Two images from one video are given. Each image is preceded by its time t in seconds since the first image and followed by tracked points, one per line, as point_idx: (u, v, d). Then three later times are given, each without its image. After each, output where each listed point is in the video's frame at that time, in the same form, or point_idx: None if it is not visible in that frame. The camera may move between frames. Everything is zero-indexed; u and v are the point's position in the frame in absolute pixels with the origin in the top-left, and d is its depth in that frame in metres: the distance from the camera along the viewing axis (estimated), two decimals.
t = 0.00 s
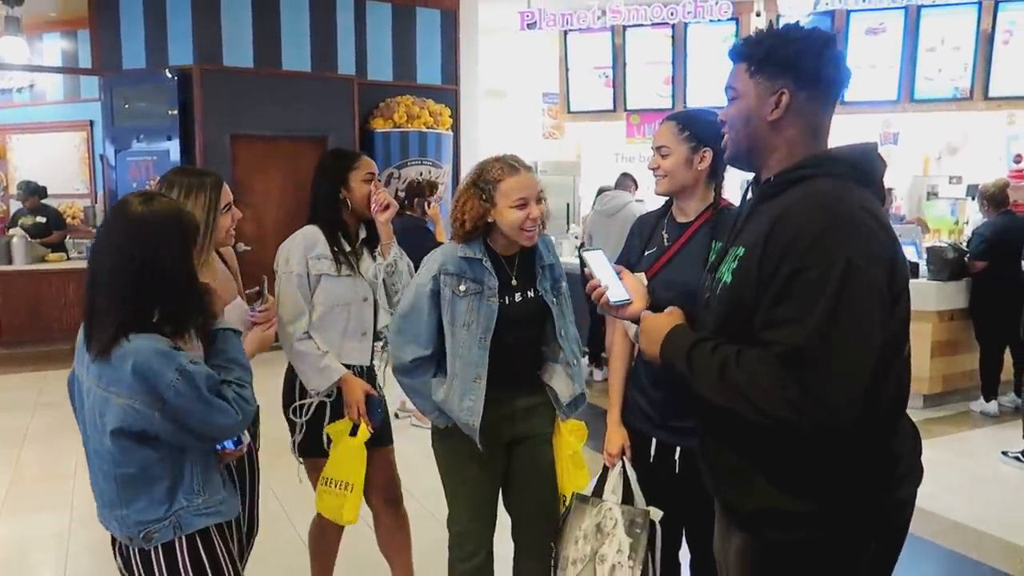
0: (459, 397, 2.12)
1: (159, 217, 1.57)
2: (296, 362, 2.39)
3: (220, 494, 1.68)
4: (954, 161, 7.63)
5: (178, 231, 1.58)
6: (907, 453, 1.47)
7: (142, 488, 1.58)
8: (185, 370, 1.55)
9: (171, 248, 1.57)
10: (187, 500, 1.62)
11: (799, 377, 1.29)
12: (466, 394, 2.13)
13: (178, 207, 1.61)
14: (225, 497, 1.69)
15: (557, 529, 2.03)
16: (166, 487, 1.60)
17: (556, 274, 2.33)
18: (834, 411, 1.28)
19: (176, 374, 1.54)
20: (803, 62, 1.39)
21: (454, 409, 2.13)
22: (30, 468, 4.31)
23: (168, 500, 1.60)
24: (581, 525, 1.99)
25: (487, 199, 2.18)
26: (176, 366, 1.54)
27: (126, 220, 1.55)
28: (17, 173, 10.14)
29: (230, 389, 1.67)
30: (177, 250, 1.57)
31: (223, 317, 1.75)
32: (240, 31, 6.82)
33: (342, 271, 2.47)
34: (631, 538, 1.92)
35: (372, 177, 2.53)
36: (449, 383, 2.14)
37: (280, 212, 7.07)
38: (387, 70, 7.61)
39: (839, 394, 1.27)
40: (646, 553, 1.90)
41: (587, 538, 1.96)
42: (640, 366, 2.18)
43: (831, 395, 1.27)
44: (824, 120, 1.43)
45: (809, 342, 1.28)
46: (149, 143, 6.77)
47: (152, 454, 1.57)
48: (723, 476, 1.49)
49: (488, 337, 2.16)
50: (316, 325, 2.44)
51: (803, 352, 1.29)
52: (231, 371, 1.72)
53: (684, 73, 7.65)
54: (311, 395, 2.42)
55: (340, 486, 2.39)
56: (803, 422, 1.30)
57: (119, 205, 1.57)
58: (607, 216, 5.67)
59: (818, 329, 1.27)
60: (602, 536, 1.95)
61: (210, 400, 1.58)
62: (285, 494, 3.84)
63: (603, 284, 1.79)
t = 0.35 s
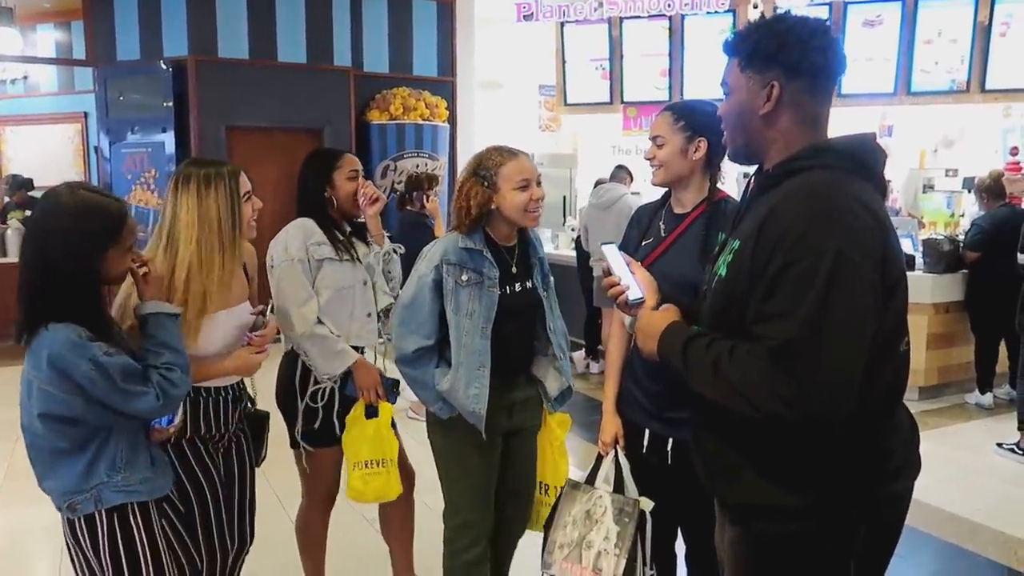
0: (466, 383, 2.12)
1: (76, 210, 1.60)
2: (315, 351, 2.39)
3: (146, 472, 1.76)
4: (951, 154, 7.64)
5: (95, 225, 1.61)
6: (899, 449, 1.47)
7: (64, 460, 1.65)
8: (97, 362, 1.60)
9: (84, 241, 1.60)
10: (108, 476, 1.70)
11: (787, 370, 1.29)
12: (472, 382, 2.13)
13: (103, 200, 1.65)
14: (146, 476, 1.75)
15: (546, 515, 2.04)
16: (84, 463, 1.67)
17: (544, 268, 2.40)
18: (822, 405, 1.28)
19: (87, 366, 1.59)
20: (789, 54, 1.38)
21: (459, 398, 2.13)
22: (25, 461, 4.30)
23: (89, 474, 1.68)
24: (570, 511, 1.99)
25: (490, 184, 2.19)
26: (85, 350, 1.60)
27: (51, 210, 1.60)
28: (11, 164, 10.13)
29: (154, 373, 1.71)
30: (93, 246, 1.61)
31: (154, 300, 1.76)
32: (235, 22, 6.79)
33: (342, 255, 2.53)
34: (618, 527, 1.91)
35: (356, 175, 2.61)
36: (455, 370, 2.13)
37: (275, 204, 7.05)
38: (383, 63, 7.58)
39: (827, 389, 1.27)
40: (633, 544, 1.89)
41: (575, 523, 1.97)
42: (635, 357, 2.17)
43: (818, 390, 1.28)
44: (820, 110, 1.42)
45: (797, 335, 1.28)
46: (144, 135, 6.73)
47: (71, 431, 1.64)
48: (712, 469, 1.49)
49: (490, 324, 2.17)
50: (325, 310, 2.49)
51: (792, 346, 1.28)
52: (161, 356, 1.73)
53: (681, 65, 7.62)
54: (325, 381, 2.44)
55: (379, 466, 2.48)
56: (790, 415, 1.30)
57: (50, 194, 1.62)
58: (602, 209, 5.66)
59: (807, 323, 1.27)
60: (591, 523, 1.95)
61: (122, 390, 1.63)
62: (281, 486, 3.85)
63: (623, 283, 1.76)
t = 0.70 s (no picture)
0: (481, 369, 2.13)
1: (43, 188, 1.62)
2: (368, 341, 2.49)
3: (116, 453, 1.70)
4: (947, 147, 7.64)
5: (57, 202, 1.62)
6: (908, 454, 1.45)
7: (35, 438, 1.66)
8: (62, 335, 1.59)
9: (43, 219, 1.61)
10: (68, 455, 1.65)
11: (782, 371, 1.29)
12: (487, 368, 2.15)
13: (70, 182, 1.66)
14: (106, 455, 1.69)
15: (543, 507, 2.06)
16: (48, 440, 1.66)
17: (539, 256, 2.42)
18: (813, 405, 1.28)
19: (51, 338, 1.59)
20: (803, 45, 1.38)
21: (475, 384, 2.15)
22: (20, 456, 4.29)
23: (54, 452, 1.66)
24: (565, 506, 2.01)
25: (489, 172, 2.20)
26: (52, 323, 1.59)
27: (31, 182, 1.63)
28: (7, 157, 10.18)
29: (125, 352, 1.67)
30: (50, 226, 1.61)
31: (137, 285, 1.73)
32: (231, 15, 6.76)
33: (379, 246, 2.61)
34: (612, 521, 1.93)
35: (355, 164, 2.67)
36: (470, 355, 2.14)
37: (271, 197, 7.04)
38: (380, 56, 7.58)
39: (821, 389, 1.28)
40: (627, 539, 1.90)
41: (570, 517, 1.99)
42: (632, 350, 2.17)
43: (813, 389, 1.28)
44: (834, 104, 1.42)
45: (792, 334, 1.28)
46: (139, 129, 6.70)
47: (39, 405, 1.64)
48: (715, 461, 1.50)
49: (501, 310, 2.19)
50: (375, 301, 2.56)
51: (788, 344, 1.28)
52: (135, 341, 1.70)
53: (678, 58, 7.61)
54: (379, 370, 2.54)
55: (409, 443, 2.64)
56: (781, 412, 1.30)
57: (26, 175, 1.66)
58: (600, 202, 5.66)
59: (804, 320, 1.27)
60: (585, 517, 1.97)
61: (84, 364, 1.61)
62: (280, 480, 3.86)
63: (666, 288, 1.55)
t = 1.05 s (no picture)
0: (497, 355, 2.12)
1: (52, 182, 1.60)
2: (397, 339, 2.48)
3: (117, 441, 1.69)
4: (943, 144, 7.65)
5: (72, 195, 1.61)
6: (935, 485, 1.28)
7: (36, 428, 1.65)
8: (67, 334, 1.59)
9: (56, 214, 1.59)
10: (65, 448, 1.64)
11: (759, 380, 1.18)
12: (506, 351, 2.14)
13: (84, 177, 1.65)
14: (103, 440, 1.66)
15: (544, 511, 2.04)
16: (51, 431, 1.64)
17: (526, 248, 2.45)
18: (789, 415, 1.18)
19: (56, 336, 1.58)
20: (837, 23, 1.22)
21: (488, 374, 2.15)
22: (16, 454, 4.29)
23: (54, 442, 1.64)
24: (569, 509, 2.00)
25: (470, 168, 2.22)
26: (58, 319, 1.59)
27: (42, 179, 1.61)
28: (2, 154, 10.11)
29: (130, 351, 1.69)
30: (64, 220, 1.60)
31: (142, 287, 1.76)
32: (226, 12, 6.74)
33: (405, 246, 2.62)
34: (618, 520, 1.92)
35: (378, 159, 2.73)
36: (485, 344, 2.13)
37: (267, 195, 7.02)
38: (376, 53, 7.56)
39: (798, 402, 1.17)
40: (634, 537, 1.90)
41: (575, 520, 1.97)
42: (630, 348, 2.14)
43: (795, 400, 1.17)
44: (870, 91, 1.26)
45: (770, 343, 1.16)
46: (135, 126, 6.68)
47: (41, 400, 1.63)
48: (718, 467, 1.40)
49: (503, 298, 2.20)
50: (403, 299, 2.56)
51: (772, 351, 1.16)
52: (141, 342, 1.71)
53: (674, 55, 7.61)
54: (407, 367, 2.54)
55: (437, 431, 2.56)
56: (756, 419, 1.21)
57: (46, 166, 1.64)
58: (597, 199, 5.66)
59: (789, 326, 1.15)
60: (590, 518, 1.96)
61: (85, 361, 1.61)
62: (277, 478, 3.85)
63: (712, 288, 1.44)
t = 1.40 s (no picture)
0: (497, 351, 2.11)
1: (68, 186, 1.58)
2: (388, 336, 2.47)
3: (149, 443, 1.71)
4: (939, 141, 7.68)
5: (91, 197, 1.60)
6: (959, 507, 1.16)
7: (61, 438, 1.64)
8: (91, 340, 1.57)
9: (71, 213, 1.58)
10: (97, 453, 1.63)
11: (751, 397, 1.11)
12: (504, 345, 2.13)
13: (99, 177, 1.63)
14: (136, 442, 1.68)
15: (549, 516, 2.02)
16: (80, 440, 1.63)
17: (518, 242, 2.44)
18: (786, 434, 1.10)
19: (80, 344, 1.57)
20: (862, 17, 1.12)
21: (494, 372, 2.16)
22: (13, 452, 4.27)
23: (83, 450, 1.63)
24: (575, 512, 1.99)
25: (455, 172, 2.23)
26: (79, 327, 1.57)
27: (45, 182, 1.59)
28: None
29: (154, 354, 1.69)
30: (81, 218, 1.59)
31: (161, 289, 1.76)
32: (223, 9, 6.73)
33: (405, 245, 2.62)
34: (625, 520, 1.93)
35: (395, 159, 2.71)
36: (482, 343, 2.12)
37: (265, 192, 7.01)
38: (372, 51, 7.54)
39: (794, 420, 1.08)
40: (642, 536, 1.91)
41: (582, 524, 1.96)
42: (629, 345, 2.14)
43: (791, 417, 1.08)
44: (896, 88, 1.17)
45: (762, 357, 1.09)
46: (132, 124, 6.66)
47: (68, 407, 1.62)
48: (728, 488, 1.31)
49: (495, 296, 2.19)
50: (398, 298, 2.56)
51: (760, 370, 1.09)
52: (165, 343, 1.72)
53: (671, 52, 7.61)
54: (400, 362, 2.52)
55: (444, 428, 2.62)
56: (753, 438, 1.13)
57: (48, 173, 1.60)
58: (594, 196, 5.67)
59: (774, 344, 1.07)
60: (598, 521, 1.95)
61: (111, 365, 1.60)
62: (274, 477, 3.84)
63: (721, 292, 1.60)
